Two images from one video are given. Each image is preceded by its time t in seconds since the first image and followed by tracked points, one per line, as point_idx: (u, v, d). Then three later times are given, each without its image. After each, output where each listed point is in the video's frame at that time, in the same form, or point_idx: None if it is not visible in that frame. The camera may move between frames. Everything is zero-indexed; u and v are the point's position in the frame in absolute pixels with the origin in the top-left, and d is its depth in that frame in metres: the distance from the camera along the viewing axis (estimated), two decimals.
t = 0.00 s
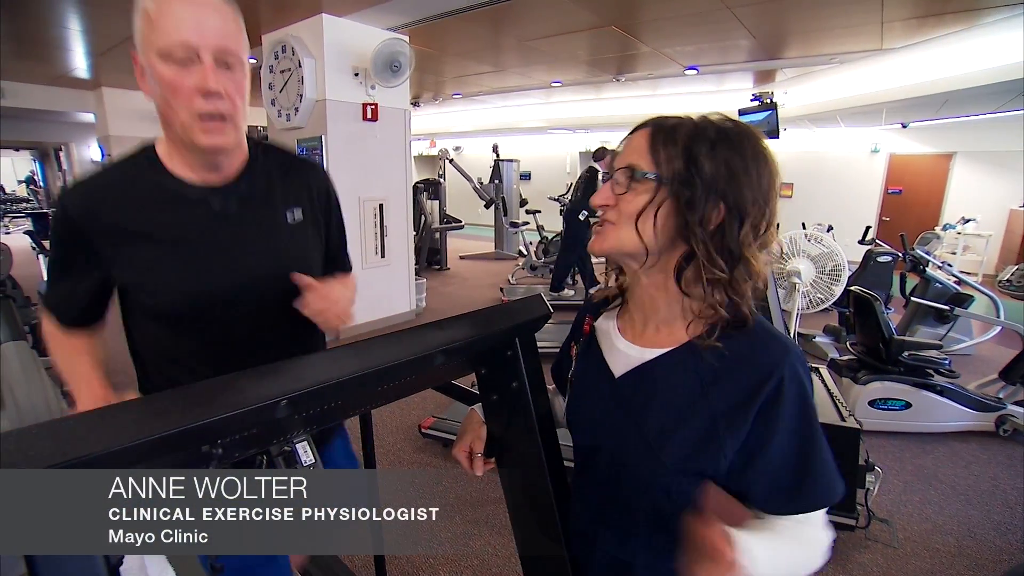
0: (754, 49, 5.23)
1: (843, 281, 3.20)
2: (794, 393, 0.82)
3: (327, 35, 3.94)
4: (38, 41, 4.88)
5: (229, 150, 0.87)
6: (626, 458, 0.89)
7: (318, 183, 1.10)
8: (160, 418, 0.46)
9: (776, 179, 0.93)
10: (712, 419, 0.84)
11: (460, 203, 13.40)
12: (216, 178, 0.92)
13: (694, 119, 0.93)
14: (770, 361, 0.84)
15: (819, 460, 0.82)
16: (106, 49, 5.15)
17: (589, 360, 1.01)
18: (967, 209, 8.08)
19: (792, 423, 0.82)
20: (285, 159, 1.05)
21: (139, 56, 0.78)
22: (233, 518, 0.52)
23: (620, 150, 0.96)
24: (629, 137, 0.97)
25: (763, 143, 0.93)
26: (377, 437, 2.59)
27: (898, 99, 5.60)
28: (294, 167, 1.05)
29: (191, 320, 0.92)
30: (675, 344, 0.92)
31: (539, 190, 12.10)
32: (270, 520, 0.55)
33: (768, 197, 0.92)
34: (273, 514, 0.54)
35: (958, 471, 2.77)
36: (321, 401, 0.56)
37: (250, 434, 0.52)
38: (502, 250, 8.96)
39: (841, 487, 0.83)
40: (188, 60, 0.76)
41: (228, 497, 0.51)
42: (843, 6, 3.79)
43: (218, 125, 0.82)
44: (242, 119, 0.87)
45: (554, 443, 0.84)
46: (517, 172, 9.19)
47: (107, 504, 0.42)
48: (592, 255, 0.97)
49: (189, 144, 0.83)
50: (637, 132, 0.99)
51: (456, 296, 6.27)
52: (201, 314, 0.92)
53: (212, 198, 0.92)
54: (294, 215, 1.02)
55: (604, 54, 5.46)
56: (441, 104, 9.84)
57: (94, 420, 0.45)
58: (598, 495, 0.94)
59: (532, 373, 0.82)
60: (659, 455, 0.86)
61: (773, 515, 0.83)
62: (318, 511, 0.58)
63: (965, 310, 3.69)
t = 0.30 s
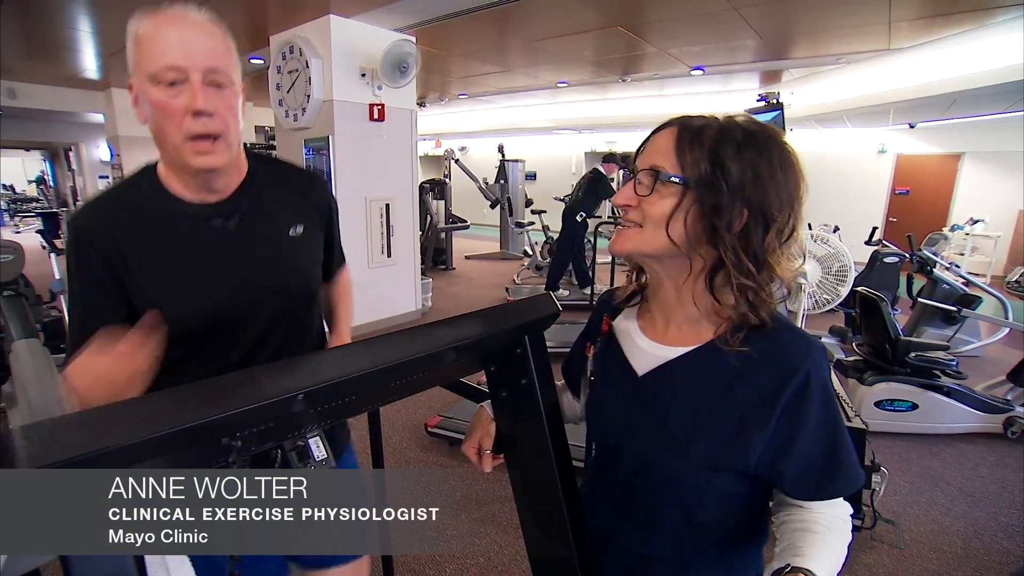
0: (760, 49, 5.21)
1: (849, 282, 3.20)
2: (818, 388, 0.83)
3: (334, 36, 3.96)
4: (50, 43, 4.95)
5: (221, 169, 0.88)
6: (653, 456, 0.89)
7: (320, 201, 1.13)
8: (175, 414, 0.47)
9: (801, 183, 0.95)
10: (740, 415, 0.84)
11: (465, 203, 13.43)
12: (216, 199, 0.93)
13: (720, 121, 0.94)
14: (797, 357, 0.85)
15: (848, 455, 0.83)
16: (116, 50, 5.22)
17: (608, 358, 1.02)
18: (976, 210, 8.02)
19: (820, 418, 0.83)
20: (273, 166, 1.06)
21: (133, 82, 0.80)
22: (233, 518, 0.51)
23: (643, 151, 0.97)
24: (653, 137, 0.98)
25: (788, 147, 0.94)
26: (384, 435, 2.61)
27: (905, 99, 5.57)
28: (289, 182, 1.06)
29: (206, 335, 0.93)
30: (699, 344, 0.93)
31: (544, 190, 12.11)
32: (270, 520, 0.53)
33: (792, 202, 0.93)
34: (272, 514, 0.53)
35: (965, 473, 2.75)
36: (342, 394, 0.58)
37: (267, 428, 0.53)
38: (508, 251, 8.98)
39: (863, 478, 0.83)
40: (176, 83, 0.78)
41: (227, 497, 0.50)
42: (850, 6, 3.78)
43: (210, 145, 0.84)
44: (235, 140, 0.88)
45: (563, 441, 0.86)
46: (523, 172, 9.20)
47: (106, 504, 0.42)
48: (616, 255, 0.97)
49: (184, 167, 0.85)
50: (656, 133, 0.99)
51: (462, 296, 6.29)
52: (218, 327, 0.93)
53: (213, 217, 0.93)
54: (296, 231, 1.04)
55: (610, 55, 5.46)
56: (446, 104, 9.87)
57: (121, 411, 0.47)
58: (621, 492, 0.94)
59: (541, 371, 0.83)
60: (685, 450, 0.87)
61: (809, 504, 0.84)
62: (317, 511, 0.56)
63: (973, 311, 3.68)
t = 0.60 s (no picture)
0: (765, 51, 5.21)
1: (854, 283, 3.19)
2: (827, 386, 0.83)
3: (341, 39, 3.99)
4: (61, 46, 5.01)
5: (260, 171, 0.94)
6: (666, 454, 0.90)
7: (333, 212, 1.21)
8: (190, 411, 0.48)
9: (812, 190, 0.95)
10: (751, 414, 0.85)
11: (470, 205, 13.46)
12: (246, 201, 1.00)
13: (733, 126, 0.94)
14: (806, 354, 0.86)
15: (859, 454, 0.82)
16: (126, 54, 5.27)
17: (620, 359, 1.03)
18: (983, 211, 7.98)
19: (829, 416, 0.83)
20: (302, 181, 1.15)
21: (178, 81, 0.88)
22: (233, 518, 0.51)
23: (654, 154, 0.98)
24: (665, 141, 0.98)
25: (800, 155, 0.94)
26: (390, 436, 2.63)
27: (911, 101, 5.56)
28: (312, 189, 1.16)
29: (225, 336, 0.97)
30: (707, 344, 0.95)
31: (549, 193, 12.12)
32: (270, 520, 0.54)
33: (799, 209, 0.94)
34: (272, 514, 0.53)
35: (972, 475, 2.74)
36: (354, 392, 0.59)
37: (282, 425, 0.54)
38: (512, 253, 9.00)
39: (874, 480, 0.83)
40: (232, 86, 0.86)
41: (227, 497, 0.50)
42: (855, 8, 3.78)
43: (255, 147, 0.91)
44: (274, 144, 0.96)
45: (571, 441, 0.87)
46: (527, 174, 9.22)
47: (107, 504, 0.43)
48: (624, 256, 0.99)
49: (223, 164, 0.91)
50: (669, 135, 1.00)
51: (467, 298, 6.31)
52: (237, 330, 0.98)
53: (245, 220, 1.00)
54: (313, 240, 1.11)
55: (614, 57, 5.47)
56: (451, 106, 9.91)
57: (141, 407, 0.48)
58: (633, 491, 0.95)
59: (549, 371, 0.85)
60: (696, 448, 0.87)
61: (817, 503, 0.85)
62: (317, 511, 0.58)
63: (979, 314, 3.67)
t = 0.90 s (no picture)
0: (774, 55, 5.20)
1: (866, 288, 3.16)
2: (840, 390, 0.83)
3: (351, 45, 4.03)
4: (77, 54, 5.10)
5: (249, 162, 0.87)
6: (677, 457, 0.91)
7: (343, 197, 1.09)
8: (208, 412, 0.49)
9: (825, 194, 0.96)
10: (763, 418, 0.85)
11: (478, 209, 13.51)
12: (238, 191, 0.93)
13: (748, 133, 0.96)
14: (820, 357, 0.86)
15: (873, 458, 0.82)
16: (140, 60, 5.36)
17: (633, 364, 1.03)
18: (996, 216, 7.90)
19: (842, 421, 0.83)
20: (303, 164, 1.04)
21: (160, 77, 0.76)
22: (233, 518, 0.51)
23: (672, 162, 0.99)
24: (683, 149, 0.99)
25: (815, 158, 0.95)
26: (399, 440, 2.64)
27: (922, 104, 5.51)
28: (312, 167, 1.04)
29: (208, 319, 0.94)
30: (725, 346, 0.95)
31: (557, 197, 12.14)
32: (270, 520, 0.53)
33: (816, 209, 0.94)
34: (272, 514, 0.53)
35: (986, 484, 2.71)
36: (368, 397, 0.60)
37: (297, 428, 0.55)
38: (520, 257, 9.01)
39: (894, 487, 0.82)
40: (204, 78, 0.74)
41: (227, 497, 0.50)
42: (865, 12, 3.77)
43: (237, 140, 0.82)
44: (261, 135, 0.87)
45: (581, 445, 0.87)
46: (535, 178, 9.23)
47: (107, 504, 0.43)
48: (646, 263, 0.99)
49: (208, 158, 0.83)
50: (685, 143, 1.00)
51: (475, 302, 6.33)
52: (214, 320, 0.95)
53: (225, 203, 0.93)
54: (310, 216, 1.00)
55: (622, 62, 5.48)
56: (460, 111, 9.97)
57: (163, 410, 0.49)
58: (643, 495, 0.95)
59: (560, 376, 0.85)
60: (709, 452, 0.88)
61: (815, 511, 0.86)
62: (317, 511, 0.56)
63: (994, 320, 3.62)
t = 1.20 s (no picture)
0: (774, 65, 5.23)
1: (868, 297, 3.14)
2: (844, 403, 0.83)
3: (354, 53, 4.05)
4: (82, 61, 5.14)
5: (276, 154, 0.92)
6: (681, 466, 0.90)
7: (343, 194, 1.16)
8: (214, 421, 0.49)
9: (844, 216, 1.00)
10: (769, 429, 0.85)
11: (479, 216, 13.54)
12: (264, 177, 0.94)
13: (788, 151, 0.96)
14: (826, 369, 0.85)
15: (869, 470, 0.82)
16: (144, 67, 5.40)
17: (639, 374, 1.03)
18: (996, 225, 7.91)
19: (841, 433, 0.83)
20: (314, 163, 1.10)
21: (196, 64, 0.82)
22: (233, 517, 0.52)
23: (714, 177, 0.95)
24: (721, 163, 0.97)
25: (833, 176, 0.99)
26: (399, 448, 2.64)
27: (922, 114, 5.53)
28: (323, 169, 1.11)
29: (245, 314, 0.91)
30: (739, 353, 0.94)
31: (558, 204, 12.16)
32: (270, 520, 0.54)
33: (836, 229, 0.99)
34: (272, 514, 0.54)
35: (988, 494, 2.70)
36: (371, 408, 0.60)
37: (298, 439, 0.54)
38: (520, 264, 9.02)
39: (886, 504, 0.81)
40: (246, 73, 0.81)
41: (227, 497, 0.50)
42: (864, 22, 3.79)
43: (268, 133, 0.87)
44: (287, 133, 0.92)
45: (583, 455, 0.87)
46: (535, 186, 9.25)
47: (107, 503, 0.43)
48: (678, 286, 0.97)
49: (238, 150, 0.87)
50: (724, 155, 0.97)
51: (475, 309, 6.32)
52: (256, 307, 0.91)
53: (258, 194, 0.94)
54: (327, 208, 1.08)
55: (623, 70, 5.51)
56: (461, 119, 10.01)
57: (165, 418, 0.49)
58: (646, 506, 0.95)
59: (562, 387, 0.85)
60: (714, 463, 0.87)
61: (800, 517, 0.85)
62: (317, 511, 0.59)
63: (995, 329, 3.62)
